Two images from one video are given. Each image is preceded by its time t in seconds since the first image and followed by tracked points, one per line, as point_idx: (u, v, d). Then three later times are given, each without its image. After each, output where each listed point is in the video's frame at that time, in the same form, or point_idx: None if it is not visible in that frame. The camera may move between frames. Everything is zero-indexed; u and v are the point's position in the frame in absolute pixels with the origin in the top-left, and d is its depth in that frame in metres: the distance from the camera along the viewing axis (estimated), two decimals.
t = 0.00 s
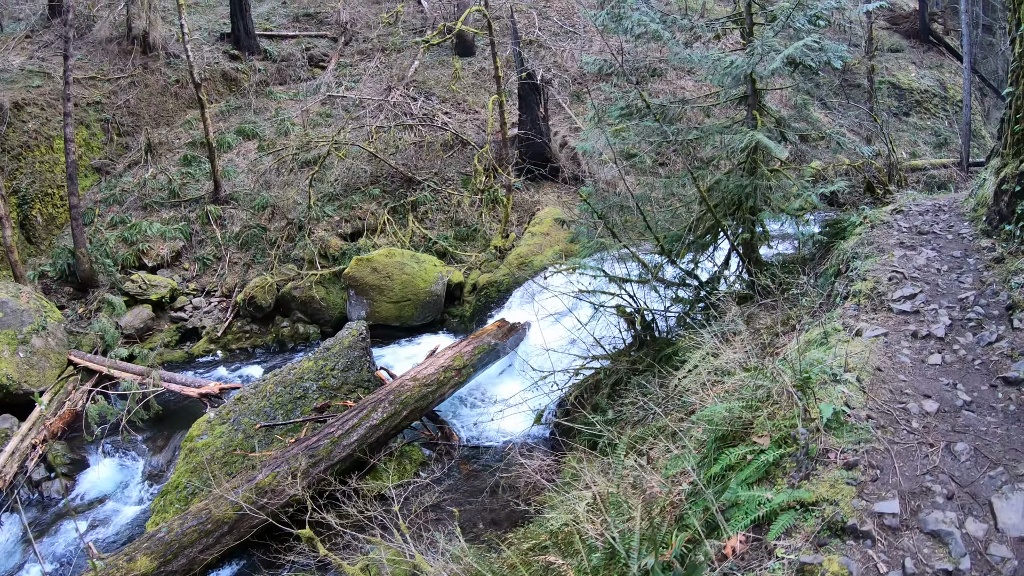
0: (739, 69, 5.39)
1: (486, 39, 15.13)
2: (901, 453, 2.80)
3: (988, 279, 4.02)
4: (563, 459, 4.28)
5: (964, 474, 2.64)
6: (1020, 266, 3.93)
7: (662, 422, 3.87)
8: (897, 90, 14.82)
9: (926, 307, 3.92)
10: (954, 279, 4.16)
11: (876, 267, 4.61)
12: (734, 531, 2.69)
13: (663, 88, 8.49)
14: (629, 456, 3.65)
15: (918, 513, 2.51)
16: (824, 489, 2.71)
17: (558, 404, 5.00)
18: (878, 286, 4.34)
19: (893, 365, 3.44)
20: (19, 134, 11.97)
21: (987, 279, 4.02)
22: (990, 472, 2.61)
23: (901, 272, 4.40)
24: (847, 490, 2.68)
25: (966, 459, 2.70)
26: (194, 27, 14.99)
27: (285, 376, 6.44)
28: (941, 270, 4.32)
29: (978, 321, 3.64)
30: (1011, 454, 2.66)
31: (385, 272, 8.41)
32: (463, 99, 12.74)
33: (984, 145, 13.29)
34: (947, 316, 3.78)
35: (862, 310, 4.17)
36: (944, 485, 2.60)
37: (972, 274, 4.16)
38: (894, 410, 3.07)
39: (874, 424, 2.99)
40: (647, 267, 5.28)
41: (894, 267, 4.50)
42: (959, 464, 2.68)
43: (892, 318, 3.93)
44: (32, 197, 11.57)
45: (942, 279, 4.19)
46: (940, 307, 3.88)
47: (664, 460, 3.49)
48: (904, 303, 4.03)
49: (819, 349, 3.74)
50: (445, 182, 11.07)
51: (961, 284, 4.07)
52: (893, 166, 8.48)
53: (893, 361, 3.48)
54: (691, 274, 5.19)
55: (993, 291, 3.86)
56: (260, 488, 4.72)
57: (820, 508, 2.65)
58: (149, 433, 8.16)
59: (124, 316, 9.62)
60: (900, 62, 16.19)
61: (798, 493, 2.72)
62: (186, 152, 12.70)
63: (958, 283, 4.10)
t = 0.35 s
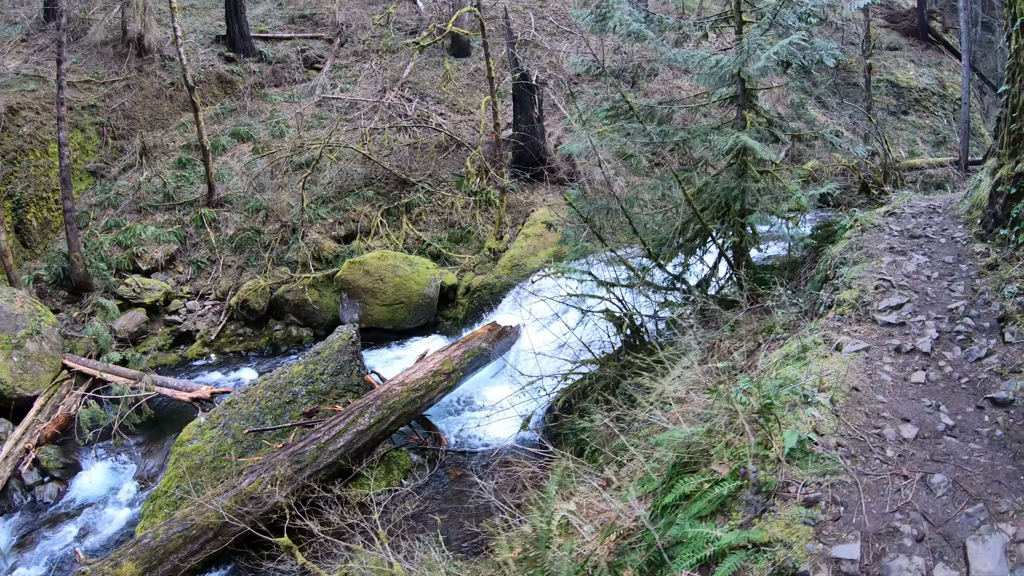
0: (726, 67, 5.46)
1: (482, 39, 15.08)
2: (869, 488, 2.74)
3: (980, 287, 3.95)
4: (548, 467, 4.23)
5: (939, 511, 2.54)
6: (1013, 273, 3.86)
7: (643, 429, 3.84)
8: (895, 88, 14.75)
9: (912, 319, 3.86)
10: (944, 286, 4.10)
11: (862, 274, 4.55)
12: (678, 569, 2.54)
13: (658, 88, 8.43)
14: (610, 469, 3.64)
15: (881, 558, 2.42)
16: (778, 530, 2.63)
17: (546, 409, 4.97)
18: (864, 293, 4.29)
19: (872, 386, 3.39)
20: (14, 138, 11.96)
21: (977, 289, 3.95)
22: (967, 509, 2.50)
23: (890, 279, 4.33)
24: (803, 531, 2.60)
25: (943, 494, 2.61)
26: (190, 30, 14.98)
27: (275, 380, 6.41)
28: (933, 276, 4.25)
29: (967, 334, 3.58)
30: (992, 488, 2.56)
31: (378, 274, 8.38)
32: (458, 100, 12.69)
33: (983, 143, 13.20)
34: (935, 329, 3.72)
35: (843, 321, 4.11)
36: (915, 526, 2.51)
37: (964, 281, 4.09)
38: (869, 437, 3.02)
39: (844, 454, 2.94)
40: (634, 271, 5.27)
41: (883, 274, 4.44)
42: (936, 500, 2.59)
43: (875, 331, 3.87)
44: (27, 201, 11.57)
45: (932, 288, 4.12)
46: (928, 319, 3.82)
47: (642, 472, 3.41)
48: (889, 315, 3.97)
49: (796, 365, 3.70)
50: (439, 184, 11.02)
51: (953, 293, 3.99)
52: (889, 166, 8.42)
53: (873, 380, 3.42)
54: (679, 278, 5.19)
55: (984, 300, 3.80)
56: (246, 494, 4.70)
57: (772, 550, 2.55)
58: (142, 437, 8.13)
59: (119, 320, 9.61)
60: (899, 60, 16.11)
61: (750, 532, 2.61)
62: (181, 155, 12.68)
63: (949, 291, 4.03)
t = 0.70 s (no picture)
0: (714, 68, 5.44)
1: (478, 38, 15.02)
2: (835, 520, 2.73)
3: (971, 299, 3.92)
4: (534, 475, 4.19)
5: (910, 548, 2.54)
6: (1006, 284, 3.83)
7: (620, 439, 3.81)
8: (893, 90, 14.71)
9: (898, 332, 3.83)
10: (933, 297, 4.08)
11: (848, 282, 4.50)
12: None
13: (653, 88, 8.38)
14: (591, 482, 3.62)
15: None
16: (729, 566, 2.64)
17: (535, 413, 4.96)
18: (849, 302, 4.25)
19: (850, 406, 3.36)
20: (8, 136, 11.93)
21: (965, 302, 3.93)
22: (941, 546, 2.52)
23: (879, 288, 4.30)
24: (757, 568, 2.59)
25: (917, 530, 2.61)
26: (186, 28, 14.93)
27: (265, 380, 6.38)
28: (923, 287, 4.22)
29: (954, 350, 3.56)
30: (970, 523, 2.58)
31: (371, 274, 8.34)
32: (454, 99, 12.64)
33: (982, 145, 13.14)
34: (922, 343, 3.69)
35: (825, 335, 4.07)
36: (881, 565, 2.51)
37: (954, 292, 4.06)
38: (841, 463, 3.01)
39: (812, 482, 2.92)
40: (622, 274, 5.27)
41: (871, 281, 4.41)
42: (911, 534, 2.59)
43: (857, 345, 3.85)
44: (22, 199, 11.54)
45: (920, 298, 4.10)
46: (915, 332, 3.80)
47: (620, 485, 3.38)
48: (873, 328, 3.94)
49: (773, 382, 3.66)
50: (434, 183, 10.98)
51: (943, 306, 3.95)
52: (884, 169, 8.38)
53: (853, 400, 3.40)
54: (669, 282, 5.19)
55: (975, 313, 3.78)
56: (231, 496, 4.67)
57: None
58: (134, 436, 8.11)
59: (112, 318, 9.58)
60: (897, 61, 16.04)
61: (701, 569, 2.65)
62: (176, 153, 12.64)
63: (938, 303, 4.00)
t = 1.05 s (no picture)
0: (707, 59, 5.31)
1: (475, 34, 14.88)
2: (827, 558, 2.60)
3: (979, 300, 3.77)
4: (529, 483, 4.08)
5: None
6: (1015, 284, 3.68)
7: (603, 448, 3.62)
8: (893, 86, 14.56)
9: (902, 337, 3.70)
10: (937, 297, 3.94)
11: (848, 283, 4.37)
12: None
13: (649, 83, 8.26)
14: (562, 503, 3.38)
15: None
16: None
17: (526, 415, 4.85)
18: (848, 304, 4.13)
19: (849, 420, 3.24)
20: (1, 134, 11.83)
21: (972, 303, 3.79)
22: None
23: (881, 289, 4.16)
24: None
25: (922, 568, 2.46)
26: (181, 25, 14.82)
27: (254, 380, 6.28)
28: (927, 287, 4.07)
29: (962, 357, 3.41)
30: (981, 560, 2.44)
31: (364, 272, 8.22)
32: (450, 95, 12.51)
33: (983, 143, 12.98)
34: (927, 347, 3.56)
35: (824, 338, 3.97)
36: None
37: (961, 293, 3.91)
38: (838, 488, 2.89)
39: (804, 512, 2.81)
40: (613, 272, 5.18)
41: (872, 281, 4.28)
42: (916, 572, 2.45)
43: (857, 351, 3.72)
44: (15, 197, 11.44)
45: (924, 300, 3.96)
46: (920, 336, 3.66)
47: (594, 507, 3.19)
48: (875, 332, 3.82)
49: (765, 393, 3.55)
50: (430, 181, 10.86)
51: (950, 310, 3.79)
52: (885, 165, 8.26)
53: (853, 414, 3.28)
54: (663, 280, 5.08)
55: (982, 317, 3.63)
56: (217, 499, 4.57)
57: None
58: (125, 435, 8.02)
59: (105, 317, 9.48)
60: (898, 57, 15.86)
61: None
62: (170, 151, 12.54)
63: (943, 305, 3.86)
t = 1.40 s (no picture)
0: (697, 59, 5.24)
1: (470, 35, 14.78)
2: None
3: (985, 320, 3.61)
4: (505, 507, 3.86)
5: None
6: None
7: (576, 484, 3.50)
8: (893, 86, 14.45)
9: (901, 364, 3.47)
10: (939, 315, 3.79)
11: (844, 298, 4.21)
12: None
13: (644, 85, 8.15)
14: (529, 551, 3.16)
15: None
16: None
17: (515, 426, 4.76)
18: (844, 322, 3.96)
19: (839, 465, 2.97)
20: None
21: (977, 323, 3.62)
22: None
23: (880, 305, 3.99)
24: None
25: None
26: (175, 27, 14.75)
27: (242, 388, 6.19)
28: (930, 304, 3.91)
29: (968, 389, 3.18)
30: None
31: (355, 277, 8.13)
32: (445, 97, 12.40)
33: (984, 144, 12.86)
34: (928, 374, 3.35)
35: (815, 364, 3.73)
36: None
37: (966, 311, 3.75)
38: (820, 554, 2.58)
39: None
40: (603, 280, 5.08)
41: (870, 296, 4.13)
42: None
43: (852, 382, 3.46)
44: (7, 202, 11.38)
45: (926, 318, 3.78)
46: (921, 363, 3.44)
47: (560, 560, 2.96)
48: (873, 358, 3.57)
49: (747, 431, 3.33)
50: (424, 184, 10.76)
51: (954, 332, 3.60)
52: (884, 167, 8.13)
53: (844, 456, 3.01)
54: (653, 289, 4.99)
55: (989, 339, 3.45)
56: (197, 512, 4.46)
57: None
58: (115, 443, 7.92)
59: (96, 323, 9.39)
60: (897, 57, 15.76)
61: None
62: (163, 154, 12.46)
63: (947, 324, 3.68)
